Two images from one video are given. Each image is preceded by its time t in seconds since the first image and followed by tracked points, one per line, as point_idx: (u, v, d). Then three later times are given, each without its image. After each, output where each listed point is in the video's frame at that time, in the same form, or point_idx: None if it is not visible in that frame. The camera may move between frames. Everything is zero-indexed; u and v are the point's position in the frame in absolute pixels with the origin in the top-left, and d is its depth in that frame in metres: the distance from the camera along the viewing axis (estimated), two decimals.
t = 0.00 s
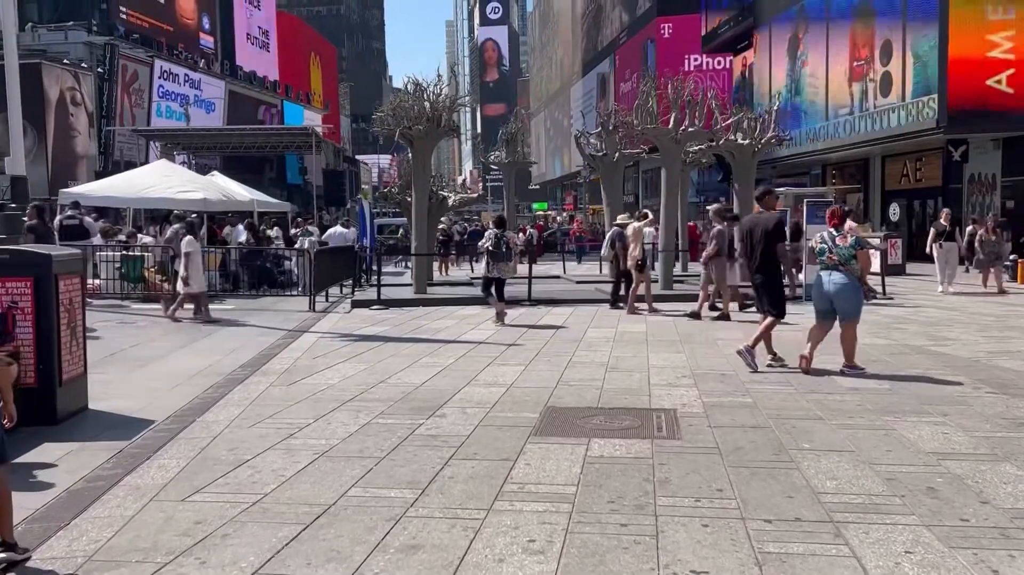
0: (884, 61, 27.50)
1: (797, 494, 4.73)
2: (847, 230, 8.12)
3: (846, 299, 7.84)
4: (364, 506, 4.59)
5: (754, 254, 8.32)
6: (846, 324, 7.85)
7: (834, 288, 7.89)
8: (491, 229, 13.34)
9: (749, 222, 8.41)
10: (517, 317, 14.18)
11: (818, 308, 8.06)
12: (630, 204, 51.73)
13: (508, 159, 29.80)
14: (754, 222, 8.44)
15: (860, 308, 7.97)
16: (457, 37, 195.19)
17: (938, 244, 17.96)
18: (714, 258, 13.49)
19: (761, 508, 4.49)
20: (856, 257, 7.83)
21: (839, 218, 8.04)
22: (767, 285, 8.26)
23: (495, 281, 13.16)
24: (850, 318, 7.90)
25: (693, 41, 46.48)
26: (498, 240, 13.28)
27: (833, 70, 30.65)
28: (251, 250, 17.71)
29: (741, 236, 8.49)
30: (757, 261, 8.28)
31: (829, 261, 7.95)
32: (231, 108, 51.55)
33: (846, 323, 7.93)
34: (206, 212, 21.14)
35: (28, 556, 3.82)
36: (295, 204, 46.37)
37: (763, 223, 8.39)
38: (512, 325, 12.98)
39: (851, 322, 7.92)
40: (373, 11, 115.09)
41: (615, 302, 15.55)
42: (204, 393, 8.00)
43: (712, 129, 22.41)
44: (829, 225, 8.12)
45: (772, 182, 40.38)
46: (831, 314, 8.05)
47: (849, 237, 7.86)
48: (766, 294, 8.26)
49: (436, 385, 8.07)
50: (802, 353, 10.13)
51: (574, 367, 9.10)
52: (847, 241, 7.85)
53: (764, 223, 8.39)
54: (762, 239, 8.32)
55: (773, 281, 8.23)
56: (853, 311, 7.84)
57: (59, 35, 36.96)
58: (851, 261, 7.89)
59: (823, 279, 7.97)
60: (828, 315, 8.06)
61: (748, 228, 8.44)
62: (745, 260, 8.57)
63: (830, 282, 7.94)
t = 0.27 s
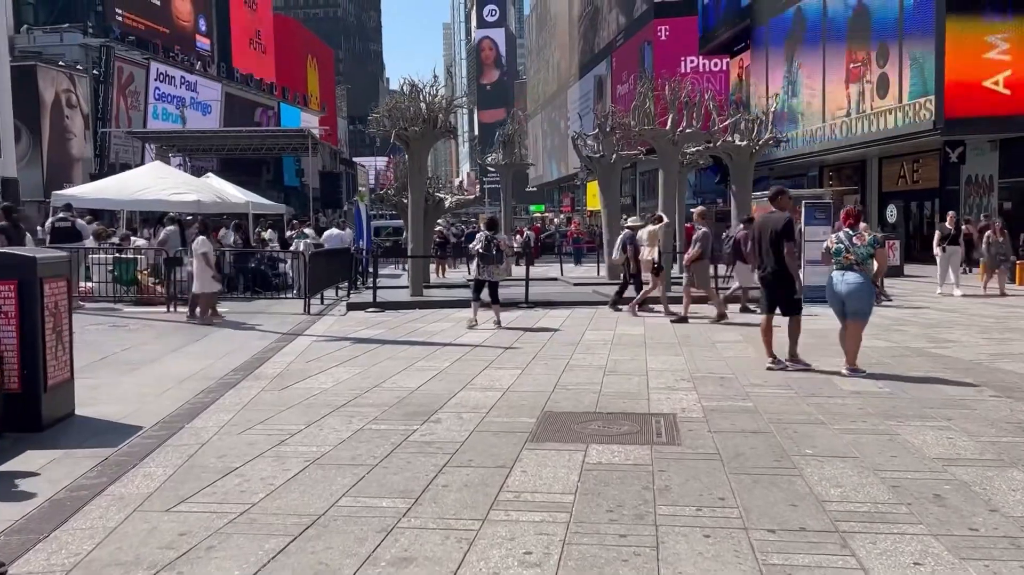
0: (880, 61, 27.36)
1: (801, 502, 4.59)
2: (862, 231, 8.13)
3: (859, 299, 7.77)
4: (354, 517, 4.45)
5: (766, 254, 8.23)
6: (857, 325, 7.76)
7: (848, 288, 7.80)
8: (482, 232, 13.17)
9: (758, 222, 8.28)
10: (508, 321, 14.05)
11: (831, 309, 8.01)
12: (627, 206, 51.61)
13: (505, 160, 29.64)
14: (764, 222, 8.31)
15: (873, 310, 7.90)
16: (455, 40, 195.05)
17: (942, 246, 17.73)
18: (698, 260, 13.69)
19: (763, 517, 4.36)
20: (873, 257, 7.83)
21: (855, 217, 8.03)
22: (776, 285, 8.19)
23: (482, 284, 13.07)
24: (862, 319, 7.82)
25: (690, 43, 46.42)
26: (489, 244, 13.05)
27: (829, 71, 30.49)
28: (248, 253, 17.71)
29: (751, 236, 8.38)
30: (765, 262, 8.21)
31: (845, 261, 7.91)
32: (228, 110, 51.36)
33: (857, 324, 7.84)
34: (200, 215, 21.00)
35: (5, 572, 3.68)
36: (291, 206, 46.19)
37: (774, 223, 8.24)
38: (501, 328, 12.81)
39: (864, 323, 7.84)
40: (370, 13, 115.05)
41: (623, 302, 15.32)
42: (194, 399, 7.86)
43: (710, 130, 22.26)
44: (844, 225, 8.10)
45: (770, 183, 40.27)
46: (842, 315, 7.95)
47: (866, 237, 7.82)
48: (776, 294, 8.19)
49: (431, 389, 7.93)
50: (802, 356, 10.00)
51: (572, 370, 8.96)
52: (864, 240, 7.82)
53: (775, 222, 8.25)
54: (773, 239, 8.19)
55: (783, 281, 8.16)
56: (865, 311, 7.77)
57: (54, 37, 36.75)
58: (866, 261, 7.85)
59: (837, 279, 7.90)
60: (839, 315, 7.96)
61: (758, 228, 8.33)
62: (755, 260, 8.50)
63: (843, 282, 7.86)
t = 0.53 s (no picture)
0: (878, 60, 27.11)
1: (809, 513, 4.44)
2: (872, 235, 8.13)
3: (872, 305, 7.82)
4: (345, 531, 4.28)
5: (781, 259, 8.15)
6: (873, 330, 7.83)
7: (859, 293, 7.88)
8: (468, 234, 12.99)
9: (777, 225, 8.16)
10: (503, 324, 13.86)
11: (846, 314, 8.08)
12: (624, 208, 51.48)
13: (501, 162, 29.44)
14: (783, 225, 8.17)
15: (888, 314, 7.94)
16: (450, 42, 194.92)
17: (949, 248, 17.51)
18: (684, 261, 13.19)
19: (770, 530, 4.19)
20: (885, 262, 7.81)
21: (865, 222, 8.02)
22: (793, 290, 8.08)
23: (470, 287, 12.89)
24: (876, 324, 7.88)
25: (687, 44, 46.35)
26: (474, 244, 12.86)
27: (827, 70, 30.25)
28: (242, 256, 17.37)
29: (769, 239, 8.22)
30: (786, 266, 8.08)
31: (857, 267, 7.96)
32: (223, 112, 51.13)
33: (871, 329, 7.91)
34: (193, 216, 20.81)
35: None
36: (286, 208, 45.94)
37: (792, 226, 8.12)
38: (493, 332, 12.59)
39: (879, 328, 7.90)
40: (365, 15, 114.87)
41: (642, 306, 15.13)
42: (184, 405, 7.68)
43: (707, 131, 22.13)
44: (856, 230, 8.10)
45: (767, 185, 40.18)
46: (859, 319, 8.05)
47: (876, 242, 7.84)
48: (791, 299, 8.08)
49: (426, 395, 7.75)
50: (804, 360, 9.83)
51: (570, 375, 8.79)
52: (874, 245, 7.84)
53: (793, 225, 8.13)
54: (792, 243, 8.08)
55: (800, 286, 8.06)
56: (879, 317, 7.83)
57: (48, 38, 36.65)
58: (879, 265, 7.87)
59: (851, 284, 7.99)
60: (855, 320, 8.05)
61: (776, 231, 8.19)
62: (771, 264, 8.36)
63: (857, 287, 7.93)
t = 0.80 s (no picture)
0: (875, 62, 26.98)
1: (816, 526, 4.28)
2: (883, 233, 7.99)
3: (885, 305, 7.77)
4: (334, 546, 4.10)
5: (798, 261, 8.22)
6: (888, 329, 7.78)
7: (870, 294, 7.85)
8: (455, 236, 12.85)
9: (795, 227, 8.25)
10: (497, 328, 13.67)
11: (862, 315, 8.05)
12: (619, 210, 51.36)
13: (496, 164, 29.26)
14: (800, 227, 8.26)
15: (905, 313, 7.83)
16: (445, 44, 194.74)
17: (952, 253, 17.34)
18: (670, 262, 12.87)
19: (776, 545, 4.03)
20: (891, 261, 7.72)
21: (875, 221, 7.94)
22: (817, 292, 8.09)
23: (460, 291, 12.69)
24: (893, 323, 7.82)
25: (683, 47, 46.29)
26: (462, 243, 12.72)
27: (824, 72, 30.13)
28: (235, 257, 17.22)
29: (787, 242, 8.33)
30: (805, 267, 8.10)
31: (867, 266, 7.93)
32: (217, 114, 50.89)
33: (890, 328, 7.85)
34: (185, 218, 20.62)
35: None
36: (280, 210, 45.70)
37: (809, 229, 8.21)
38: (486, 336, 12.41)
39: (896, 327, 7.81)
40: (360, 18, 114.70)
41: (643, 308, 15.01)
42: (171, 411, 7.50)
43: (703, 134, 21.99)
44: (868, 229, 8.03)
45: (762, 188, 40.09)
46: (877, 319, 7.99)
47: (881, 241, 7.78)
48: (814, 301, 8.09)
49: (421, 400, 7.58)
50: (804, 364, 9.68)
51: (567, 380, 8.63)
52: (880, 245, 7.78)
53: (810, 227, 8.24)
54: (808, 245, 8.16)
55: (823, 287, 8.06)
56: (893, 316, 7.77)
57: (41, 39, 36.32)
58: (888, 264, 7.77)
59: (862, 286, 7.96)
60: (873, 319, 8.01)
61: (793, 233, 8.28)
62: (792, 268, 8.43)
63: (869, 288, 7.89)
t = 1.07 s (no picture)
0: (869, 67, 26.95)
1: (819, 538, 4.13)
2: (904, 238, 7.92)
3: (899, 311, 7.70)
4: (317, 560, 3.93)
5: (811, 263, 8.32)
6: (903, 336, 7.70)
7: (884, 298, 7.78)
8: (445, 239, 12.73)
9: (806, 229, 8.41)
10: (489, 331, 13.49)
11: (876, 320, 7.96)
12: (613, 213, 51.25)
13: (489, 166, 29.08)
14: (811, 230, 8.42)
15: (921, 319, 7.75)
16: (439, 47, 194.74)
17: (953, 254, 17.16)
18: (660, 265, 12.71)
19: (777, 559, 3.88)
20: (906, 266, 7.63)
21: (895, 226, 7.88)
22: (826, 294, 8.18)
23: (451, 294, 12.51)
24: (907, 329, 7.73)
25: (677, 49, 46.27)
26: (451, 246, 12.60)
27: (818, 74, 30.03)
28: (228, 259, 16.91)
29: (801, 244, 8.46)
30: (813, 269, 8.24)
31: (885, 272, 7.86)
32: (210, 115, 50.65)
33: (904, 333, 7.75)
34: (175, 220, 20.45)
35: None
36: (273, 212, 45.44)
37: (822, 232, 8.33)
38: (477, 340, 12.24)
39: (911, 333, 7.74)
40: (354, 20, 114.57)
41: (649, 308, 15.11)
42: (155, 417, 7.31)
43: (698, 136, 21.90)
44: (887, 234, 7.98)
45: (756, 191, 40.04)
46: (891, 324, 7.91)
47: (898, 247, 7.70)
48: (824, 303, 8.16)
49: (411, 406, 7.42)
50: (800, 368, 9.55)
51: (561, 385, 8.45)
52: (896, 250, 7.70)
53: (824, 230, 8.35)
54: (821, 248, 8.28)
55: (832, 289, 8.15)
56: (908, 323, 7.68)
57: (34, 40, 36.19)
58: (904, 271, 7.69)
59: (878, 290, 7.89)
60: (889, 325, 7.91)
61: (806, 236, 8.43)
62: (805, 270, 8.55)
63: (884, 293, 7.82)
